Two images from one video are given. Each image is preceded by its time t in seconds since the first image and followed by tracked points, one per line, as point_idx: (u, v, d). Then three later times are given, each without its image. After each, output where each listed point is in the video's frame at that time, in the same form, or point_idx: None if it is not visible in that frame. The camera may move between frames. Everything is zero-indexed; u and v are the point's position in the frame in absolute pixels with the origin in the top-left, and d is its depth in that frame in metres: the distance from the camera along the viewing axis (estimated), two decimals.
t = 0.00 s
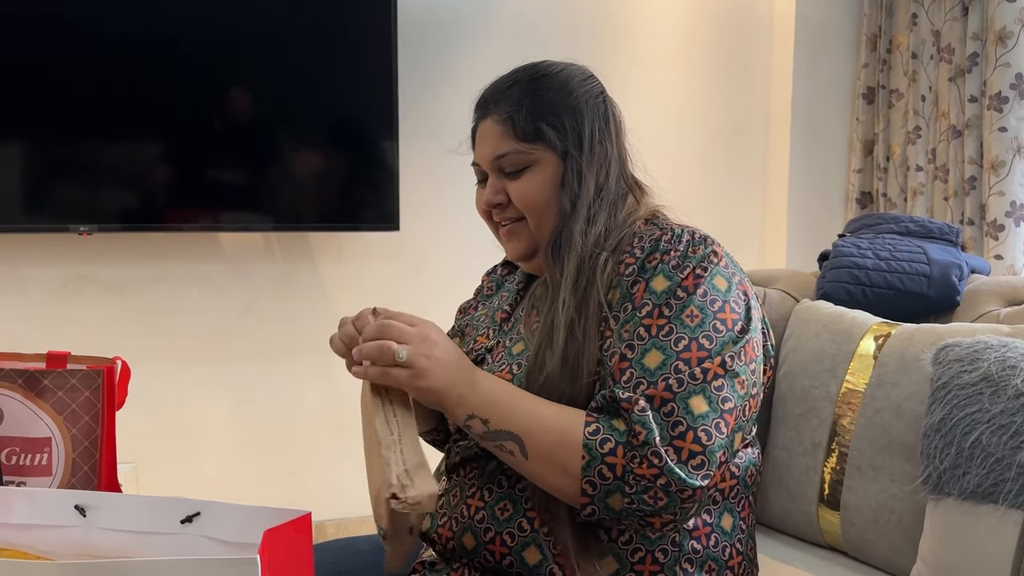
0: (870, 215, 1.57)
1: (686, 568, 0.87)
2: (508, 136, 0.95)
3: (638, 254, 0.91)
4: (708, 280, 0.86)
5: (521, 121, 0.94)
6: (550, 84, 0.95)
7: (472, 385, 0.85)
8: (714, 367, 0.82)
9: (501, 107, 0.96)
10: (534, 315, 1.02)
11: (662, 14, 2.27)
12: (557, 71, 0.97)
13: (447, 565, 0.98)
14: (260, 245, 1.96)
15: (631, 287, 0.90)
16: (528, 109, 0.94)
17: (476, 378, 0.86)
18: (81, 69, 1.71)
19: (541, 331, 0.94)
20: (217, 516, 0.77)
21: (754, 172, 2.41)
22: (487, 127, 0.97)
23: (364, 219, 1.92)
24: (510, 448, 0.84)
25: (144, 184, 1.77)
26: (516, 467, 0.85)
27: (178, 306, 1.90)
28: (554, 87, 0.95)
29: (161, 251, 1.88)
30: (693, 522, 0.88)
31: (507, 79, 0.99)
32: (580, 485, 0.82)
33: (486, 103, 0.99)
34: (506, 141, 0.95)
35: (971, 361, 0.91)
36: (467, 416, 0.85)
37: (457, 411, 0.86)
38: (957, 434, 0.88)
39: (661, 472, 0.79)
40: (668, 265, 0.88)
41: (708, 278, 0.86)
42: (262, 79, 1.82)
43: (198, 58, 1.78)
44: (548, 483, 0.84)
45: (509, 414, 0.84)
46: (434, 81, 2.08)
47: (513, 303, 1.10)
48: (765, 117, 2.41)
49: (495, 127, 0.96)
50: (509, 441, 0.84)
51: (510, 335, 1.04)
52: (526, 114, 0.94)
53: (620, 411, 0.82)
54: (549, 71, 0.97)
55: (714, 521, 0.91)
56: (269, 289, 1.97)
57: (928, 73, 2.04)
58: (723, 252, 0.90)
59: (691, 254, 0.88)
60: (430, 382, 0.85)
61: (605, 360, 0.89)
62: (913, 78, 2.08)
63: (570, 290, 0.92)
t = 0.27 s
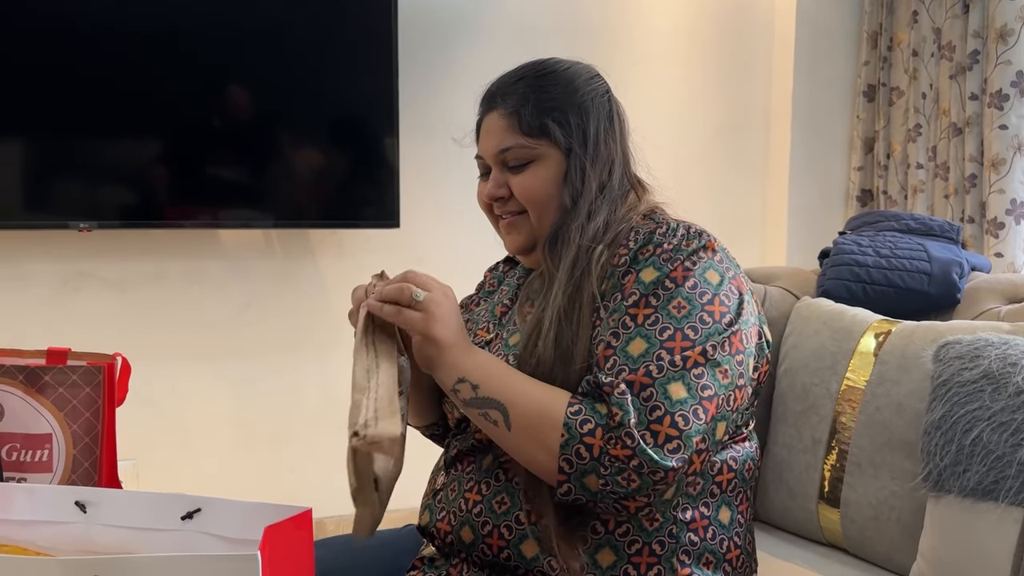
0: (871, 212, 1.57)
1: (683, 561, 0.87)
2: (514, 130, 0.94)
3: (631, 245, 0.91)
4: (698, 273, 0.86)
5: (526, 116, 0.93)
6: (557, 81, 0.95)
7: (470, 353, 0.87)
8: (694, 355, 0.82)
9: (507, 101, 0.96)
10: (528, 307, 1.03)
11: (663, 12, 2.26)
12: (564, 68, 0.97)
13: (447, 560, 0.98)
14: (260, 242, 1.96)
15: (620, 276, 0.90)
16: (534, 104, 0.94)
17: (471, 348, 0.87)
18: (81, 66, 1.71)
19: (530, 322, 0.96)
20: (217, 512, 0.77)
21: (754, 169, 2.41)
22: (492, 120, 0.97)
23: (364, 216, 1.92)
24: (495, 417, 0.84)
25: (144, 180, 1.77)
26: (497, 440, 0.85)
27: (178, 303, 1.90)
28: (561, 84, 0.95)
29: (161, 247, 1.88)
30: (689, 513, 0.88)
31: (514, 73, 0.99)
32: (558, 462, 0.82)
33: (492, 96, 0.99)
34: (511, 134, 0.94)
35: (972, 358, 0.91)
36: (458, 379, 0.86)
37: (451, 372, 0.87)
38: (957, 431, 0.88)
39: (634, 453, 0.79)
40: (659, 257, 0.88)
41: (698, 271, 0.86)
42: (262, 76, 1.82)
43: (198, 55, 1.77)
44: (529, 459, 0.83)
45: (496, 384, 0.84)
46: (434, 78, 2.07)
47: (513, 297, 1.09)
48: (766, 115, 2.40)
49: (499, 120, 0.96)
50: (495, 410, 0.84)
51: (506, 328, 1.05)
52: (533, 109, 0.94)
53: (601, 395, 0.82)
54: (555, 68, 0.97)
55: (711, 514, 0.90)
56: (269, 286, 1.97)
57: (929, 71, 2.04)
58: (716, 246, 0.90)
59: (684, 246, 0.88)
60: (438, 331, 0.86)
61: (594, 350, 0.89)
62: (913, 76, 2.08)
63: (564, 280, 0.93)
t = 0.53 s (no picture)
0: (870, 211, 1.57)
1: (682, 558, 0.87)
2: (519, 127, 0.94)
3: (630, 243, 0.91)
4: (697, 272, 0.87)
5: (532, 113, 0.94)
6: (563, 79, 0.96)
7: (470, 344, 0.87)
8: (692, 354, 0.82)
9: (512, 98, 0.96)
10: (528, 303, 1.03)
11: (662, 10, 2.26)
12: (570, 66, 0.97)
13: (445, 557, 0.98)
14: (260, 239, 1.96)
15: (620, 274, 0.90)
16: (539, 101, 0.94)
17: (473, 338, 0.88)
18: (80, 63, 1.71)
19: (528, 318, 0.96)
20: (217, 510, 0.77)
21: (754, 167, 2.41)
22: (497, 117, 0.97)
23: (364, 214, 1.92)
24: (492, 409, 0.84)
25: (143, 178, 1.77)
26: (495, 431, 0.86)
27: (177, 300, 1.90)
28: (566, 82, 0.95)
29: (161, 245, 1.88)
30: (688, 510, 0.88)
31: (519, 70, 0.99)
32: (554, 454, 0.82)
33: (497, 92, 0.99)
34: (516, 131, 0.94)
35: (971, 357, 0.91)
36: (457, 369, 0.87)
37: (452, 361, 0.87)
38: (956, 430, 0.88)
39: (630, 449, 0.78)
40: (659, 255, 0.88)
41: (697, 270, 0.86)
42: (262, 73, 1.82)
43: (197, 53, 1.77)
44: (525, 451, 0.84)
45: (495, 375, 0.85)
46: (433, 76, 2.07)
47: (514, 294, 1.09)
48: (765, 112, 2.40)
49: (504, 116, 0.96)
50: (492, 401, 0.85)
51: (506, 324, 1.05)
52: (538, 106, 0.94)
53: (599, 390, 0.82)
54: (561, 66, 0.97)
55: (711, 511, 0.91)
56: (268, 283, 1.97)
57: (929, 69, 2.04)
58: (717, 246, 0.91)
59: (684, 245, 0.88)
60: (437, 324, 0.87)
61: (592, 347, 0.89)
62: (913, 74, 2.08)
63: (564, 277, 0.93)
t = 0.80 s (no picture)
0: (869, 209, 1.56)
1: (681, 555, 0.87)
2: (527, 121, 0.94)
3: (636, 240, 0.91)
4: (703, 270, 0.87)
5: (541, 107, 0.93)
6: (572, 74, 0.95)
7: (479, 334, 0.86)
8: (702, 353, 0.82)
9: (520, 91, 0.95)
10: (532, 301, 1.03)
11: (662, 7, 2.26)
12: (580, 61, 0.97)
13: (444, 553, 0.98)
14: (259, 236, 1.96)
15: (626, 271, 0.90)
16: (548, 95, 0.93)
17: (482, 327, 0.87)
18: (80, 59, 1.70)
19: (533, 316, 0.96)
20: (214, 506, 0.77)
21: (753, 164, 2.41)
22: (504, 110, 0.96)
23: (363, 211, 1.92)
24: (501, 403, 0.83)
25: (142, 174, 1.77)
26: (503, 425, 0.84)
27: (176, 297, 1.90)
28: (576, 77, 0.95)
29: (160, 241, 1.88)
30: (688, 508, 0.88)
31: (528, 63, 0.98)
32: (562, 449, 0.81)
33: (505, 86, 0.98)
34: (525, 125, 0.94)
35: (971, 354, 0.91)
36: (466, 361, 0.86)
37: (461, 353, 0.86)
38: (955, 427, 0.88)
39: (642, 445, 0.79)
40: (666, 253, 0.88)
41: (703, 269, 0.86)
42: (262, 70, 1.81)
43: (195, 49, 1.77)
44: (532, 446, 0.83)
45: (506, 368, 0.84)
46: (432, 74, 2.07)
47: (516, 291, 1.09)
48: (765, 110, 2.40)
49: (512, 109, 0.95)
50: (501, 394, 0.83)
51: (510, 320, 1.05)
52: (547, 101, 0.93)
53: (610, 386, 0.82)
54: (570, 61, 0.97)
55: (711, 508, 0.91)
56: (267, 280, 1.97)
57: (929, 67, 2.04)
58: (722, 245, 0.91)
59: (691, 244, 0.88)
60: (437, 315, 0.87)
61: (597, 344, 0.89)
62: (913, 72, 2.08)
63: (569, 274, 0.93)
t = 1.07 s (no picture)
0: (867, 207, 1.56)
1: (681, 555, 0.87)
2: (535, 116, 0.93)
3: (642, 236, 0.91)
4: (711, 268, 0.88)
5: (549, 103, 0.93)
6: (579, 71, 0.95)
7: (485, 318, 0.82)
8: (713, 349, 0.83)
9: (527, 87, 0.95)
10: (536, 299, 1.02)
11: (661, 5, 2.25)
12: (588, 58, 0.97)
13: (443, 552, 0.98)
14: (258, 234, 1.95)
15: (633, 267, 0.90)
16: (556, 91, 0.93)
17: (488, 310, 0.83)
18: (79, 56, 1.70)
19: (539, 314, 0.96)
20: (213, 505, 0.77)
21: (753, 163, 2.40)
22: (510, 106, 0.95)
23: (362, 209, 1.91)
24: (508, 388, 0.81)
25: (142, 171, 1.76)
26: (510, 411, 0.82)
27: (175, 295, 1.89)
28: (583, 74, 0.95)
29: (159, 239, 1.88)
30: (688, 508, 0.88)
31: (533, 60, 0.98)
32: (570, 436, 0.80)
33: (511, 81, 0.98)
34: (532, 120, 0.93)
35: (969, 353, 0.91)
36: (475, 345, 0.82)
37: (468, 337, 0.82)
38: (954, 426, 0.88)
39: (653, 437, 0.79)
40: (675, 249, 0.88)
41: (711, 266, 0.88)
42: (261, 67, 1.81)
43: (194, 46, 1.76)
44: (537, 435, 0.82)
45: (515, 352, 0.81)
46: (431, 71, 2.06)
47: (515, 289, 1.09)
48: (765, 108, 2.40)
49: (519, 105, 0.94)
50: (510, 379, 0.81)
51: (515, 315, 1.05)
52: (555, 97, 0.93)
53: (621, 378, 0.82)
54: (576, 57, 0.96)
55: (711, 508, 0.91)
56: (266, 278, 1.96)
57: (928, 65, 2.04)
58: (728, 245, 0.92)
59: (699, 241, 0.89)
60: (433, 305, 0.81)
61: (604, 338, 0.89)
62: (913, 70, 2.07)
63: (575, 272, 0.93)
